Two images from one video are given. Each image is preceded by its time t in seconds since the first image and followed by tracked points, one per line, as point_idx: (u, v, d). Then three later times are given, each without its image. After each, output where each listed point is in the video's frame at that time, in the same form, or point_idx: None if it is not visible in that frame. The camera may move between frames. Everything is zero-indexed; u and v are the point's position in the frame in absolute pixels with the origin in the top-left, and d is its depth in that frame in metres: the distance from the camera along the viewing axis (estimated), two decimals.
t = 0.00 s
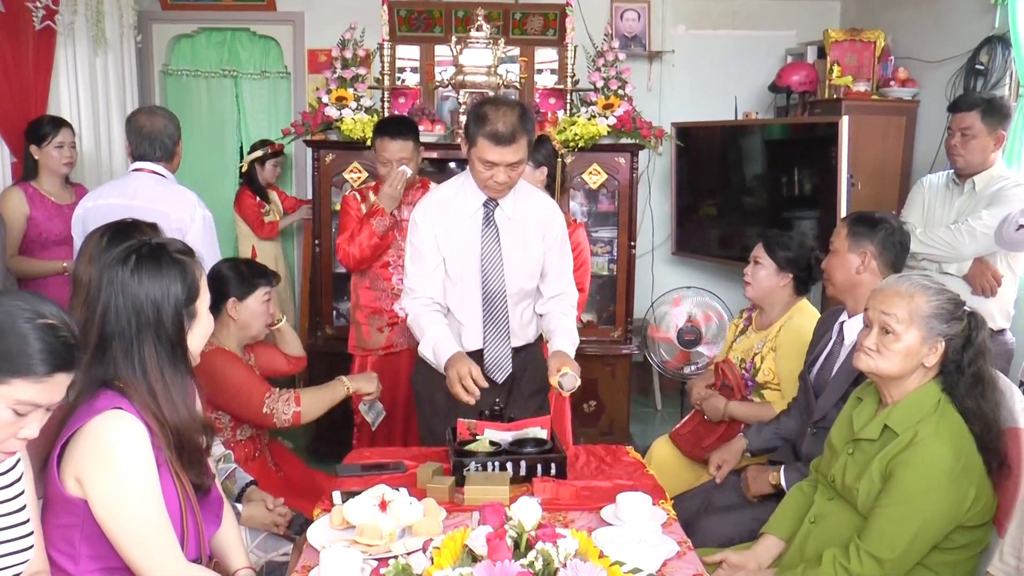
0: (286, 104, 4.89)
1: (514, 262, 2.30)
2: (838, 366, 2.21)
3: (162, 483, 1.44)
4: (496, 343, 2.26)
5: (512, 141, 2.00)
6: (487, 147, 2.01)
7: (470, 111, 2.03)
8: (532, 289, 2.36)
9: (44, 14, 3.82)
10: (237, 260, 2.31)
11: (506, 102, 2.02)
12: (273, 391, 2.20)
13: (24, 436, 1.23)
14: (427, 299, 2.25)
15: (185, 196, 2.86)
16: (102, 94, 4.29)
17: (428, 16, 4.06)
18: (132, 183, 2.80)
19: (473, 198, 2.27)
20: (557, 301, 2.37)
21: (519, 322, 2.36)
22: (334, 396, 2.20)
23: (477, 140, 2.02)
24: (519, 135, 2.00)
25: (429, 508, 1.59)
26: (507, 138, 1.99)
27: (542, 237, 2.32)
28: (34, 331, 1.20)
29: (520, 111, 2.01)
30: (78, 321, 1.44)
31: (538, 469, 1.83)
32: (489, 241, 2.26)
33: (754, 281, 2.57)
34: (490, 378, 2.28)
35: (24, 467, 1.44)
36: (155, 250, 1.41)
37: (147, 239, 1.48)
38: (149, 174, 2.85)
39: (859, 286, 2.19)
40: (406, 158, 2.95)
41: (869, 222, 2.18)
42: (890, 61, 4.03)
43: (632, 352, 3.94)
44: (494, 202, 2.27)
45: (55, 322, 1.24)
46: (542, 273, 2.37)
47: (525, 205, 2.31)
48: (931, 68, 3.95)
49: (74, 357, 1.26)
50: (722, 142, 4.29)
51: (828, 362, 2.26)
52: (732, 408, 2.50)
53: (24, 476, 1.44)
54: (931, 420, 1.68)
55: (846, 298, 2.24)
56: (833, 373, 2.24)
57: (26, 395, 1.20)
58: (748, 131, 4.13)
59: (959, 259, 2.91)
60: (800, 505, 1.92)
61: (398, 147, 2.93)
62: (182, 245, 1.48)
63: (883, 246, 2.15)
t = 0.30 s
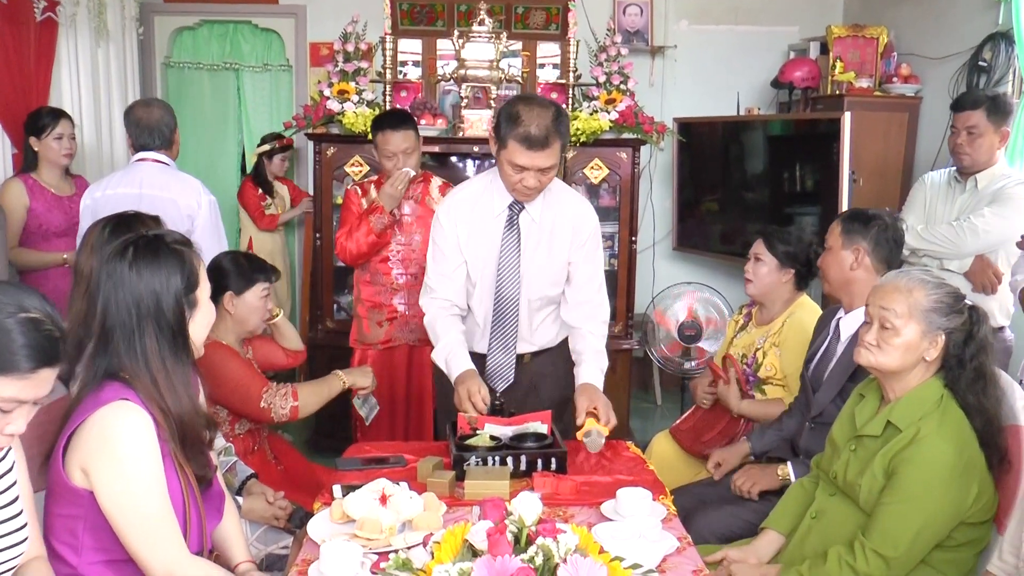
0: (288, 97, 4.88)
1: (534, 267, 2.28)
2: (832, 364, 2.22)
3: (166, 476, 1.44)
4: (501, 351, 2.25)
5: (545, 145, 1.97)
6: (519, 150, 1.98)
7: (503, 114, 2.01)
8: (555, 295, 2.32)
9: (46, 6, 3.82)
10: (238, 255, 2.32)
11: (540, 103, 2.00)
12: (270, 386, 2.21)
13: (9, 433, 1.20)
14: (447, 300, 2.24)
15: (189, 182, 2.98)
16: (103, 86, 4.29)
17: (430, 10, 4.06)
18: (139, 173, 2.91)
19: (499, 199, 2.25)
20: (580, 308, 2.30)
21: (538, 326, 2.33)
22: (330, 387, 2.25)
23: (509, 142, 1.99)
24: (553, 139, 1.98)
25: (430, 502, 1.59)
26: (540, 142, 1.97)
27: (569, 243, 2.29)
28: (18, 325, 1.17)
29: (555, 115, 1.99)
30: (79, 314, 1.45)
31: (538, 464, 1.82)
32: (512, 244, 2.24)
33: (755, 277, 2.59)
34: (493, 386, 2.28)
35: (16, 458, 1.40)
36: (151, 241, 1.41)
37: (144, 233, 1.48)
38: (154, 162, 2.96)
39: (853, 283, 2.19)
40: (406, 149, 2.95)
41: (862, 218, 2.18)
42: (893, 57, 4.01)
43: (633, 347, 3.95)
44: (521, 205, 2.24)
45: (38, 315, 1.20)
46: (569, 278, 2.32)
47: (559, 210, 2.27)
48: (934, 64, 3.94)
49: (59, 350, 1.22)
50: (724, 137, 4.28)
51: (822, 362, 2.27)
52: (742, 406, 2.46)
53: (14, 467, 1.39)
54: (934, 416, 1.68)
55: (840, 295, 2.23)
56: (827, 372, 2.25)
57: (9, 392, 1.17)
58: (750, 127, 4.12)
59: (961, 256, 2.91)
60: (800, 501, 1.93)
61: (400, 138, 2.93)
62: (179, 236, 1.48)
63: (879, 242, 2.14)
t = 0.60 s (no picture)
0: (290, 91, 4.87)
1: (546, 269, 2.27)
2: (832, 359, 2.21)
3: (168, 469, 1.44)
4: (523, 359, 2.24)
5: (557, 154, 1.97)
6: (530, 158, 1.98)
7: (518, 119, 2.00)
8: (567, 299, 2.31)
9: None
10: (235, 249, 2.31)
11: (555, 108, 1.98)
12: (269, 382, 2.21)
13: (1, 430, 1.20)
14: (456, 298, 2.26)
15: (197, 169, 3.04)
16: (105, 80, 4.28)
17: (432, 5, 4.12)
18: (149, 164, 2.97)
19: (511, 201, 2.26)
20: (590, 312, 2.26)
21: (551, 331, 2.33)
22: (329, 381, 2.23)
23: (522, 149, 1.99)
24: (566, 149, 1.98)
25: (432, 498, 1.60)
26: (552, 151, 1.96)
27: (581, 247, 2.27)
28: (8, 324, 1.16)
29: (570, 123, 1.98)
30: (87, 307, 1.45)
31: (540, 459, 1.83)
32: (522, 245, 2.24)
33: (763, 274, 2.54)
34: (517, 397, 2.25)
35: (16, 449, 1.37)
36: (161, 236, 1.41)
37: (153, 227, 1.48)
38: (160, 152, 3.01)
39: (850, 281, 2.18)
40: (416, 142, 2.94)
41: (860, 217, 2.17)
42: (896, 54, 4.01)
43: (634, 344, 3.95)
44: (533, 207, 2.24)
45: (28, 312, 1.19)
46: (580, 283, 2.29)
47: (573, 214, 2.27)
48: (937, 61, 3.93)
49: (51, 348, 1.22)
50: (726, 134, 4.28)
51: (823, 359, 2.26)
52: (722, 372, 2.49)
53: (15, 459, 1.36)
54: (936, 412, 1.68)
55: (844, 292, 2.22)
56: (828, 368, 2.24)
57: (3, 390, 1.17)
58: (752, 123, 4.12)
59: (962, 253, 2.91)
60: (802, 497, 1.92)
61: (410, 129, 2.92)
62: (190, 232, 1.47)
63: (875, 240, 2.13)
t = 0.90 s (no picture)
0: (290, 87, 4.87)
1: (545, 263, 2.26)
2: (830, 351, 2.21)
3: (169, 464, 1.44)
4: (513, 351, 2.25)
5: (558, 153, 1.96)
6: (530, 156, 1.98)
7: (520, 115, 2.00)
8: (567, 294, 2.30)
9: None
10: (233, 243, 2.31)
11: (558, 106, 1.97)
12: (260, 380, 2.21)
13: (4, 425, 1.20)
14: (452, 287, 2.28)
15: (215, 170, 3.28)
16: (105, 76, 4.28)
17: (434, 1, 4.13)
18: (169, 164, 3.21)
19: (511, 194, 2.25)
20: (591, 312, 2.27)
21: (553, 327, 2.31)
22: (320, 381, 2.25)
23: (522, 145, 1.98)
24: (566, 148, 1.97)
25: (433, 494, 1.60)
26: (553, 149, 1.96)
27: (582, 242, 2.26)
28: (10, 319, 1.16)
29: (573, 121, 1.97)
30: (92, 303, 1.45)
31: (541, 455, 1.83)
32: (521, 239, 2.24)
33: (772, 270, 2.52)
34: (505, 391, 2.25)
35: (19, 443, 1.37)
36: (168, 232, 1.40)
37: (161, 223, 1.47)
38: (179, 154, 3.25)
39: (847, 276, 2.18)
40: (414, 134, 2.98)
41: (860, 212, 2.16)
42: (897, 50, 4.00)
43: (635, 339, 3.94)
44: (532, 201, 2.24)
45: (31, 307, 1.19)
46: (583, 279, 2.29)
47: (576, 209, 2.26)
48: (939, 57, 3.92)
49: (54, 343, 1.21)
50: (727, 130, 4.27)
51: (822, 350, 2.26)
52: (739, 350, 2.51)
53: (19, 452, 1.37)
54: (937, 406, 1.67)
55: (845, 288, 2.22)
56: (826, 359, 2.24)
57: (5, 387, 1.17)
58: (753, 119, 4.12)
59: (963, 249, 2.90)
60: (804, 493, 1.92)
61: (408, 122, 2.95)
62: (195, 229, 1.47)
63: (874, 236, 2.13)
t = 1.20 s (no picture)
0: (290, 86, 4.86)
1: (541, 259, 2.26)
2: (834, 351, 2.21)
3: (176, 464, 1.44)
4: (508, 344, 2.22)
5: (556, 151, 1.97)
6: (529, 152, 1.97)
7: (519, 111, 1.99)
8: (563, 290, 2.31)
9: None
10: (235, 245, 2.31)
11: (558, 104, 1.98)
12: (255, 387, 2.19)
13: (12, 431, 1.20)
14: (444, 278, 2.28)
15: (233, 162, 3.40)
16: (105, 76, 4.27)
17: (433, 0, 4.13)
18: (189, 157, 3.32)
19: (508, 189, 2.25)
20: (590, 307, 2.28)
21: (548, 324, 2.31)
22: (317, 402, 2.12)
23: (521, 141, 1.98)
24: (565, 146, 1.97)
25: (434, 494, 1.60)
26: (551, 146, 1.96)
27: (580, 239, 2.27)
28: (19, 326, 1.15)
29: (572, 118, 1.98)
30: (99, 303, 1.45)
31: (543, 454, 1.82)
32: (517, 233, 2.23)
33: (784, 273, 2.50)
34: (500, 379, 2.25)
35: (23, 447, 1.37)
36: (179, 232, 1.42)
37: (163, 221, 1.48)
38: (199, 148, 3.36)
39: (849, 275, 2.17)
40: (406, 139, 2.96)
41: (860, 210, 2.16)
42: (897, 47, 4.00)
43: (636, 338, 3.94)
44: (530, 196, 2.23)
45: (40, 313, 1.19)
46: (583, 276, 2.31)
47: (574, 206, 2.26)
48: (939, 54, 3.92)
49: (62, 349, 1.21)
50: (727, 128, 4.27)
51: (825, 349, 2.25)
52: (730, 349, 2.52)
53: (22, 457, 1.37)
54: (939, 404, 1.67)
55: (847, 287, 2.21)
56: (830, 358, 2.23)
57: (11, 394, 1.17)
58: (753, 117, 4.11)
59: (965, 247, 2.89)
60: (806, 492, 1.92)
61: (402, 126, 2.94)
62: (200, 229, 1.48)
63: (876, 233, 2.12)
